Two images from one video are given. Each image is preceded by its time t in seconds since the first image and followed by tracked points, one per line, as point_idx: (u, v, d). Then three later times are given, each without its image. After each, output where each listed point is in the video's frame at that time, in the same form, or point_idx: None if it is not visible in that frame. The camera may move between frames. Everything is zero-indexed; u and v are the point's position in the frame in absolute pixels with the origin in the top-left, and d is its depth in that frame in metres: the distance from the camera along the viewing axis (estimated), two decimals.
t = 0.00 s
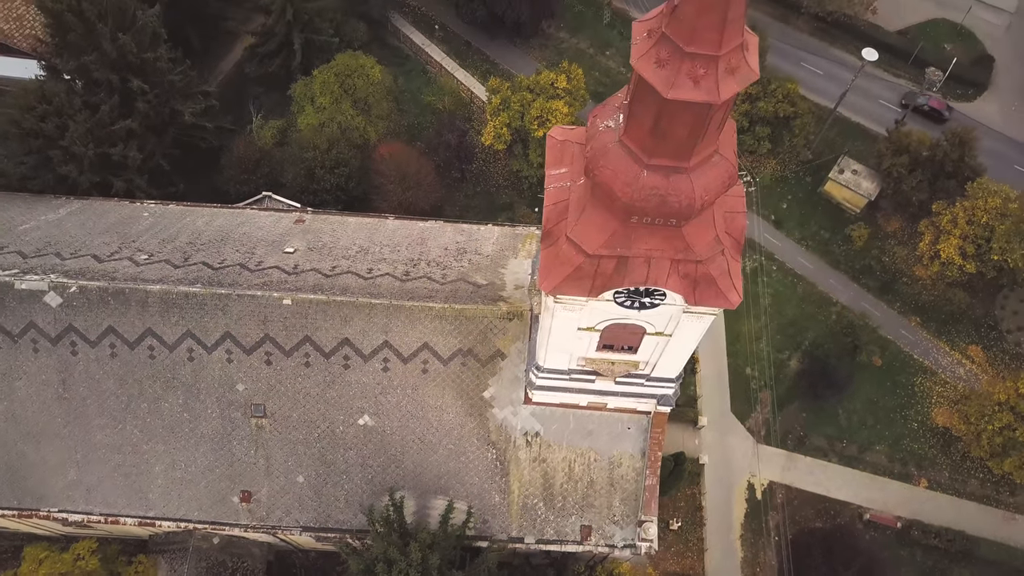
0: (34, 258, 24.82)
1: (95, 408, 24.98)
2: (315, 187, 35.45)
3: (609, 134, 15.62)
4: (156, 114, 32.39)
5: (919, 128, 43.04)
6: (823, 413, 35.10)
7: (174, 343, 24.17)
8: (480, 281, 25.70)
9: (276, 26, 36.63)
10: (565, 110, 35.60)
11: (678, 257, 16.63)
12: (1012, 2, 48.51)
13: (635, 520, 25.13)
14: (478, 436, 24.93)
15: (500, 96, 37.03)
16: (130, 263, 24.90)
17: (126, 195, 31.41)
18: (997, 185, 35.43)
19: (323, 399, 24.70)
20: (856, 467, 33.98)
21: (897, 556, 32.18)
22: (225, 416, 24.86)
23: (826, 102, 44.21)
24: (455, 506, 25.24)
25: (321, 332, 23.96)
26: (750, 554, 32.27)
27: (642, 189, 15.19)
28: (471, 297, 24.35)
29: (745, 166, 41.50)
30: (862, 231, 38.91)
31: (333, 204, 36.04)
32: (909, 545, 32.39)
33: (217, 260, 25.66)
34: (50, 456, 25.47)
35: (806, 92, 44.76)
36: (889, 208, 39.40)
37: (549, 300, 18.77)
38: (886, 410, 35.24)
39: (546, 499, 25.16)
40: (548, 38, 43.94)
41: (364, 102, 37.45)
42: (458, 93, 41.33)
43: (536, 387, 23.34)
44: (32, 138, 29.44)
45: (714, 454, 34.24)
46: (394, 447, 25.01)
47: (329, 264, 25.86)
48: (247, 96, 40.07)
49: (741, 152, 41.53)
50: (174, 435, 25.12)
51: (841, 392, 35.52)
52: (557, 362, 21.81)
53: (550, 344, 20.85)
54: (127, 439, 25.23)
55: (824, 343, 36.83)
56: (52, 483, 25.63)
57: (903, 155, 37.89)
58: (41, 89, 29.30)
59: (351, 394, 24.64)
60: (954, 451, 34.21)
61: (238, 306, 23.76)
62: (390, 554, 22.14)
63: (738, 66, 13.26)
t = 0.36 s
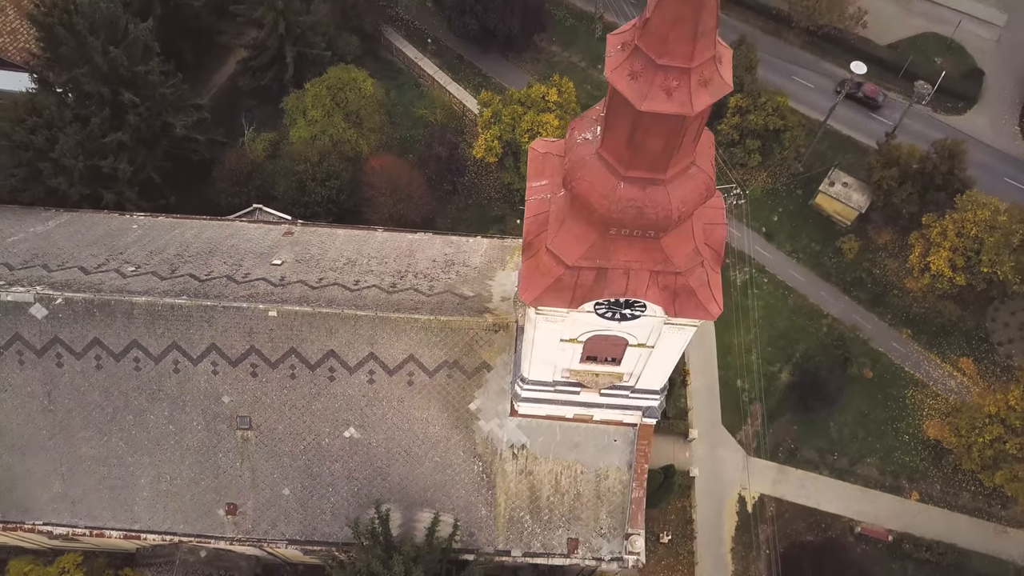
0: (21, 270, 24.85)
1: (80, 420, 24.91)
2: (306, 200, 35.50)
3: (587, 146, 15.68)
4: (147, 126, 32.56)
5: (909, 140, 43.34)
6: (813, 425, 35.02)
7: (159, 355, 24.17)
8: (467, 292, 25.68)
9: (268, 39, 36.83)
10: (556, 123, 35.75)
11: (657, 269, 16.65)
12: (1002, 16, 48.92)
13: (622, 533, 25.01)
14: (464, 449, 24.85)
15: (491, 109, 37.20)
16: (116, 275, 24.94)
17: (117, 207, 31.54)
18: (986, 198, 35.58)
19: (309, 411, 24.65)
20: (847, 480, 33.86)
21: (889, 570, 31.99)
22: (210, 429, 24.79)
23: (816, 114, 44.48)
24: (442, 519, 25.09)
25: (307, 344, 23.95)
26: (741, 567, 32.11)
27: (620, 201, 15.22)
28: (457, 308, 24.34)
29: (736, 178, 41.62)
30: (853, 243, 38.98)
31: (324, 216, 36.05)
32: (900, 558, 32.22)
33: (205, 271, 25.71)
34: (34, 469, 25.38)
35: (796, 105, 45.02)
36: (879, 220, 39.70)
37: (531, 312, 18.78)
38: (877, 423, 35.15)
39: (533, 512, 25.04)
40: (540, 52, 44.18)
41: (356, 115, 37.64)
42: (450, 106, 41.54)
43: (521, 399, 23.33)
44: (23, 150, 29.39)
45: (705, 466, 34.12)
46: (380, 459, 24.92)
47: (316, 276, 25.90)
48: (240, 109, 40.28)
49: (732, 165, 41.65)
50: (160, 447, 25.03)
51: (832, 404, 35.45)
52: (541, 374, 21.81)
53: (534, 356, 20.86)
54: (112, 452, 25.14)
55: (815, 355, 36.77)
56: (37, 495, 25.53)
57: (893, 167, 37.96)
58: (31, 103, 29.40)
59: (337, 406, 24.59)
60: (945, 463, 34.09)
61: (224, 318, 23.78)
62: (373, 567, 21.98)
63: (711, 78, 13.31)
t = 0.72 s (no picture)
0: (9, 281, 24.88)
1: (66, 431, 24.85)
2: (298, 212, 35.61)
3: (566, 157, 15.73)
4: (139, 138, 32.69)
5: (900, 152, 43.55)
6: (805, 436, 34.94)
7: (146, 366, 24.14)
8: (455, 303, 25.66)
9: (261, 52, 37.03)
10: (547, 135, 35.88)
11: (638, 280, 16.66)
12: (992, 29, 49.29)
13: (610, 545, 24.88)
14: (451, 460, 24.75)
15: (483, 121, 37.36)
16: (104, 286, 24.96)
17: (107, 219, 31.64)
18: (976, 210, 35.73)
19: (296, 423, 24.57)
20: (839, 492, 33.75)
21: None
22: (196, 440, 24.72)
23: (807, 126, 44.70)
24: (429, 531, 24.94)
25: (293, 355, 23.93)
26: None
27: (598, 211, 15.25)
28: (444, 319, 24.32)
29: (727, 190, 41.71)
30: (844, 255, 39.02)
31: (316, 227, 36.08)
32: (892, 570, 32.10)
33: (192, 282, 25.73)
34: (20, 480, 25.31)
35: (787, 116, 45.22)
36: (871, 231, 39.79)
37: (514, 322, 18.79)
38: (869, 434, 35.09)
39: (520, 524, 24.93)
40: (533, 64, 44.39)
41: (348, 126, 37.51)
42: (442, 118, 41.71)
43: (508, 410, 23.26)
44: (14, 161, 29.57)
45: (696, 478, 34.01)
46: (367, 471, 24.83)
47: (304, 287, 25.91)
48: (233, 121, 40.45)
49: (723, 177, 41.78)
50: (146, 458, 24.95)
51: (823, 416, 35.36)
52: (527, 385, 21.79)
53: (519, 367, 20.85)
54: (99, 464, 25.07)
55: (807, 367, 36.72)
56: (23, 507, 25.46)
57: (884, 179, 38.11)
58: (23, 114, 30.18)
59: (324, 418, 24.53)
60: (937, 475, 34.01)
61: (210, 329, 23.76)
62: None
63: (686, 89, 13.31)
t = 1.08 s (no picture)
0: None
1: (52, 443, 24.76)
2: (289, 223, 35.66)
3: (546, 168, 15.81)
4: (130, 149, 32.82)
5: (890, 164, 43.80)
6: (797, 448, 34.84)
7: (132, 377, 24.10)
8: (443, 314, 25.68)
9: (254, 64, 37.25)
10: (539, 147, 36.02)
11: (619, 290, 16.68)
12: (982, 42, 49.66)
13: (598, 557, 24.71)
14: (437, 472, 24.63)
15: (475, 133, 37.53)
16: (91, 297, 24.97)
17: (98, 230, 31.71)
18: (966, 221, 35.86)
19: (282, 434, 24.48)
20: (831, 503, 33.63)
21: None
22: (183, 451, 24.63)
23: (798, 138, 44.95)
24: (416, 543, 24.76)
25: (279, 367, 23.89)
26: None
27: (578, 222, 15.29)
28: (431, 330, 24.35)
29: (718, 202, 41.79)
30: (835, 266, 39.08)
31: (308, 239, 36.17)
32: None
33: (180, 293, 25.75)
34: (6, 492, 25.20)
35: (778, 128, 45.40)
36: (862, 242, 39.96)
37: (496, 332, 18.73)
38: (861, 446, 34.99)
39: (507, 535, 24.80)
40: (526, 76, 44.61)
41: (340, 137, 37.73)
42: (435, 130, 41.87)
43: (494, 422, 23.19)
44: (3, 173, 29.44)
45: (687, 489, 33.89)
46: (353, 483, 24.72)
47: (291, 298, 25.92)
48: (226, 133, 40.61)
49: (714, 188, 41.89)
50: (132, 470, 24.85)
51: (815, 427, 35.28)
52: (512, 396, 21.76)
53: (504, 378, 20.81)
54: (85, 475, 24.96)
55: (798, 379, 36.66)
56: (9, 519, 25.34)
57: (874, 190, 38.28)
58: (12, 125, 30.08)
59: (310, 429, 24.46)
60: (929, 486, 33.92)
61: (196, 340, 23.75)
62: None
63: (661, 100, 13.35)
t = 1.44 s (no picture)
0: None
1: (37, 454, 24.66)
2: (281, 234, 35.71)
3: (525, 179, 15.84)
4: (122, 161, 32.94)
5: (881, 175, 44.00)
6: (788, 459, 34.77)
7: (118, 388, 24.04)
8: (430, 325, 25.69)
9: (247, 76, 37.42)
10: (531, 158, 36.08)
11: (600, 300, 16.68)
12: (973, 54, 50.01)
13: (586, 569, 24.57)
14: (424, 483, 24.50)
15: (467, 145, 37.68)
16: (78, 308, 24.98)
17: (88, 241, 31.78)
18: (957, 232, 35.94)
19: (268, 445, 24.36)
20: (823, 516, 33.55)
21: None
22: (168, 462, 24.51)
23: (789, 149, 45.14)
24: (402, 555, 24.61)
25: (266, 378, 23.85)
26: None
27: (557, 232, 15.30)
28: (418, 341, 24.39)
29: (709, 213, 41.91)
30: (826, 277, 39.10)
31: (300, 250, 36.20)
32: None
33: (167, 304, 25.76)
34: None
35: (770, 139, 45.57)
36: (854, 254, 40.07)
37: (479, 343, 18.66)
38: (854, 457, 34.89)
39: (494, 547, 24.68)
40: (519, 88, 44.81)
41: (333, 149, 37.84)
42: (428, 142, 42.00)
43: (480, 433, 23.08)
44: None
45: (679, 501, 33.80)
46: (340, 494, 24.57)
47: (279, 309, 25.95)
48: (219, 144, 40.78)
49: (706, 200, 41.97)
50: (117, 481, 24.72)
51: (807, 439, 35.21)
52: (497, 408, 21.72)
53: (489, 389, 20.77)
54: (70, 487, 24.84)
55: (790, 390, 36.58)
56: None
57: (866, 202, 38.38)
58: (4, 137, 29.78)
59: (296, 440, 24.35)
60: (921, 498, 33.84)
61: (183, 351, 23.74)
62: None
63: (637, 111, 13.35)
